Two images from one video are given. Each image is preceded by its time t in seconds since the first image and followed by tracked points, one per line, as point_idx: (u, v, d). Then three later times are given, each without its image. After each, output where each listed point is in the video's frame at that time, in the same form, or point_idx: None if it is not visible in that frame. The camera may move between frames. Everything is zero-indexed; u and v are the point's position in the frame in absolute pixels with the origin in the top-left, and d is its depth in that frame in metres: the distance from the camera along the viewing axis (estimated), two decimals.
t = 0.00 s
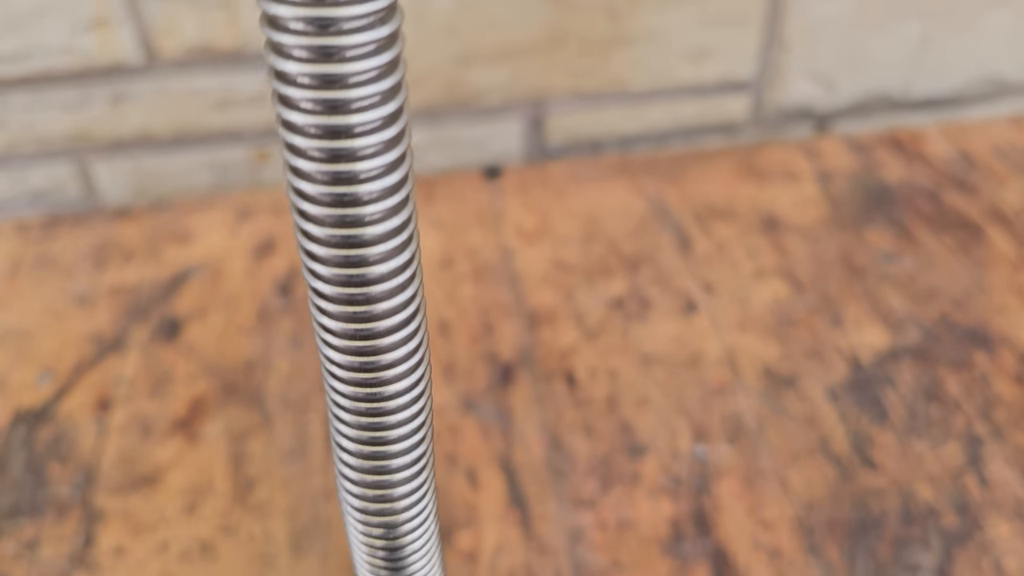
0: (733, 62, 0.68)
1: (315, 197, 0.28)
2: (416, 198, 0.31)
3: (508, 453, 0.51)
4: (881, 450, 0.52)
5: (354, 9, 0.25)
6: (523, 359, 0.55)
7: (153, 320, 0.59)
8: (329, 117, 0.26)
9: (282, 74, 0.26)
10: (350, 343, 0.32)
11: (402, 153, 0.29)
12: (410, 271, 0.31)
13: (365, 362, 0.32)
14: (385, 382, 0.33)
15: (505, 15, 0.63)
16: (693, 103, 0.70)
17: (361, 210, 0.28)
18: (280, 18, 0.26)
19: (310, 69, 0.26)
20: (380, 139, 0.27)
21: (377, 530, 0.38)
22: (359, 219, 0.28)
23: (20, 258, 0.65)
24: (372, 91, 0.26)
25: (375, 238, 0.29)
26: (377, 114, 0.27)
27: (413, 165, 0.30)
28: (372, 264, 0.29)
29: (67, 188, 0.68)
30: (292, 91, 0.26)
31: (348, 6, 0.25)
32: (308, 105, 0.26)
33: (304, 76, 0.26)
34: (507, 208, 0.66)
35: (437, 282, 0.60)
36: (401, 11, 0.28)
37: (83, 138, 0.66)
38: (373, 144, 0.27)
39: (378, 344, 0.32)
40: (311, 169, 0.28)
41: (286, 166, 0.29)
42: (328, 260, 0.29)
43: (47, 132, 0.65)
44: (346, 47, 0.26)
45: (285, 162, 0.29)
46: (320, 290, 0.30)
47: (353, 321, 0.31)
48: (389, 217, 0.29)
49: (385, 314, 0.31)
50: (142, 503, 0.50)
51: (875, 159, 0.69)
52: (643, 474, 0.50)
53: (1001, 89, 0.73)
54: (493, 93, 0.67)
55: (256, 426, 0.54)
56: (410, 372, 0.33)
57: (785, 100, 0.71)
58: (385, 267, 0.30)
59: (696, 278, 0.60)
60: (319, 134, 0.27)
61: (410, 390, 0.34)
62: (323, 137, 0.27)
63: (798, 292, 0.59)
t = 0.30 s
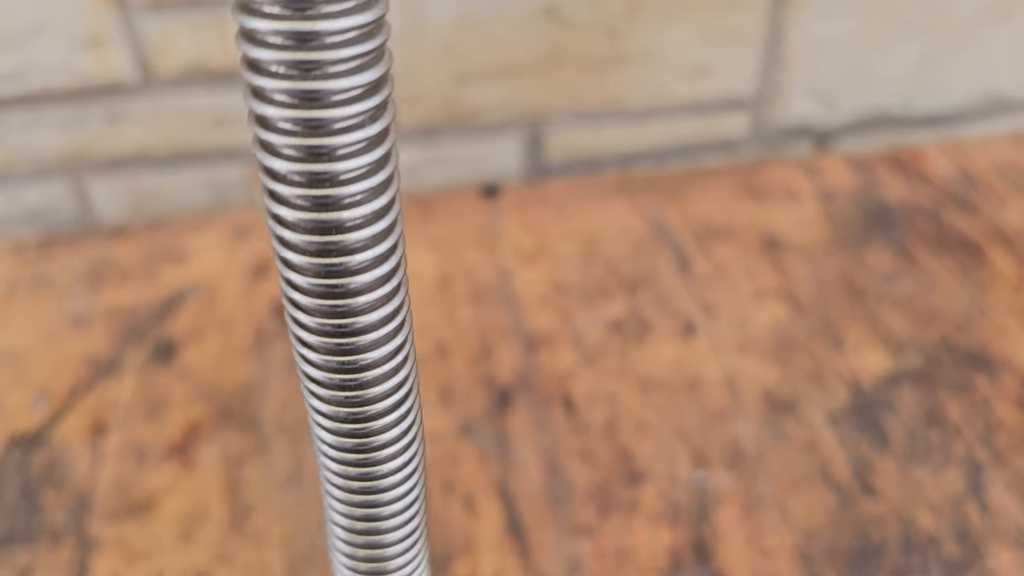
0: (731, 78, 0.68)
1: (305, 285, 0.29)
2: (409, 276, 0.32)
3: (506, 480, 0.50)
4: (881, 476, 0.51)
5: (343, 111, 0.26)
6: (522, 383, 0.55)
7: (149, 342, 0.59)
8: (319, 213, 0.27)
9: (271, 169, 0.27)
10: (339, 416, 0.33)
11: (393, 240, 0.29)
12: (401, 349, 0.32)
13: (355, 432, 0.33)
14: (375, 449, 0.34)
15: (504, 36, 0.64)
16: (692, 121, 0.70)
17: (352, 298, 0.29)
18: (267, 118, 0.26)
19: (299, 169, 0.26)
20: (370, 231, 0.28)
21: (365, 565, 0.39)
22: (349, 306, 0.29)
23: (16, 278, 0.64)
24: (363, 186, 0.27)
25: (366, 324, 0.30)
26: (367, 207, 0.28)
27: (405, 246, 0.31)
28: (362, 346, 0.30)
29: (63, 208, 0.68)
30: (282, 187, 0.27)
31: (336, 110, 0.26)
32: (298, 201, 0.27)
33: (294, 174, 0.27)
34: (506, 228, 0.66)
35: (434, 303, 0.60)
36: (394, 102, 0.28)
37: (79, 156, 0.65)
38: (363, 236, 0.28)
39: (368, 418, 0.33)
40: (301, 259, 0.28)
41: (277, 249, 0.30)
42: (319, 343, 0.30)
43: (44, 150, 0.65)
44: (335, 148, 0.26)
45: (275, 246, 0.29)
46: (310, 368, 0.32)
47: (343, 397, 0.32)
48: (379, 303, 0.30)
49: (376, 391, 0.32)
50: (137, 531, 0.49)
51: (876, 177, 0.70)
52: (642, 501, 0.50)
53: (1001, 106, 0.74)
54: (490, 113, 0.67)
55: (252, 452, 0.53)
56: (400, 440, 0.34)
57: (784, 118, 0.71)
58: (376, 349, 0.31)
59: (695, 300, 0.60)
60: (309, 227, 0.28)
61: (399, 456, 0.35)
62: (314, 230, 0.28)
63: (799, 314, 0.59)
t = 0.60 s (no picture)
0: (733, 91, 0.68)
1: (306, 350, 0.30)
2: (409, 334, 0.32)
3: (506, 499, 0.50)
4: (883, 495, 0.50)
5: (343, 179, 0.26)
6: (521, 401, 0.54)
7: (147, 359, 0.59)
8: (320, 279, 0.28)
9: (270, 236, 0.28)
10: (340, 468, 0.34)
11: (393, 304, 0.30)
12: (403, 416, 0.33)
13: (361, 503, 0.35)
14: (380, 519, 0.36)
15: (505, 48, 0.64)
16: (692, 134, 0.70)
17: (353, 362, 0.30)
18: (268, 186, 0.26)
19: (298, 236, 0.27)
20: (370, 297, 0.29)
21: None
22: (351, 371, 0.30)
23: (14, 293, 0.64)
24: (364, 252, 0.28)
25: (367, 388, 0.31)
26: (369, 272, 0.28)
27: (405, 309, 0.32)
28: (366, 414, 0.32)
29: (60, 222, 0.68)
30: (281, 253, 0.28)
31: (337, 177, 0.26)
32: (296, 267, 0.28)
33: (293, 242, 0.27)
34: (506, 242, 0.66)
35: (434, 320, 0.59)
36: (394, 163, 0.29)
37: (76, 169, 0.65)
38: (364, 302, 0.29)
39: (374, 486, 0.34)
40: (302, 325, 0.29)
41: (277, 315, 0.30)
42: (320, 406, 0.31)
43: (41, 164, 0.65)
44: (335, 214, 0.27)
45: (276, 313, 0.30)
46: (315, 437, 0.33)
47: (350, 470, 0.33)
48: (381, 366, 0.31)
49: (382, 460, 0.33)
50: (134, 551, 0.49)
51: (878, 191, 0.70)
52: (643, 520, 0.49)
53: (1002, 118, 0.74)
54: (490, 125, 0.67)
55: (251, 470, 0.53)
56: (403, 497, 0.36)
57: (785, 131, 0.71)
58: (378, 411, 0.32)
59: (696, 316, 0.60)
60: (309, 296, 0.28)
61: (401, 525, 0.37)
62: (313, 296, 0.28)
63: (800, 330, 0.59)
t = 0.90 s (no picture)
0: (733, 108, 0.69)
1: (321, 420, 0.31)
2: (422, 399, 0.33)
3: (508, 522, 0.50)
4: (883, 516, 0.50)
5: (360, 264, 0.27)
6: (521, 422, 0.54)
7: (148, 378, 0.59)
8: (333, 334, 0.28)
9: (288, 314, 0.28)
10: (349, 501, 0.33)
11: (407, 373, 0.31)
12: (415, 476, 0.34)
13: (370, 535, 0.35)
14: (390, 554, 0.36)
15: (507, 65, 0.64)
16: (694, 152, 0.71)
17: (368, 432, 0.31)
18: (282, 244, 0.27)
19: (316, 317, 0.28)
20: (386, 372, 0.30)
21: None
22: (366, 440, 0.31)
23: (16, 309, 0.64)
24: (380, 329, 0.29)
25: (382, 455, 0.32)
26: (386, 349, 0.29)
27: (418, 378, 0.32)
28: (379, 477, 0.32)
29: (61, 237, 0.68)
30: (299, 331, 0.29)
31: (354, 263, 0.27)
32: (313, 344, 0.29)
33: (311, 322, 0.28)
34: (506, 254, 0.67)
35: (435, 339, 0.60)
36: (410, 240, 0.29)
37: (77, 185, 0.66)
38: (379, 376, 0.30)
39: (387, 545, 0.35)
40: (318, 397, 0.30)
41: (293, 384, 0.31)
42: (333, 462, 0.32)
43: (42, 180, 0.65)
44: (352, 297, 0.27)
45: (293, 383, 0.31)
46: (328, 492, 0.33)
47: (363, 530, 0.34)
48: (396, 434, 0.32)
49: (395, 520, 0.34)
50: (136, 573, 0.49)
51: (880, 208, 0.70)
52: (644, 543, 0.49)
53: (1001, 135, 0.75)
54: (492, 142, 0.68)
55: (253, 491, 0.52)
56: (411, 527, 0.36)
57: (786, 149, 0.72)
58: (386, 446, 0.32)
59: (696, 335, 0.60)
60: (326, 371, 0.29)
61: (410, 557, 0.37)
62: (329, 372, 0.29)
63: (800, 350, 0.59)
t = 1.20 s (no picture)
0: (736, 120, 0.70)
1: (337, 465, 0.31)
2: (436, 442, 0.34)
3: (510, 537, 0.49)
4: (886, 531, 0.50)
5: (379, 317, 0.27)
6: (523, 435, 0.54)
7: (151, 390, 0.58)
8: (350, 383, 0.28)
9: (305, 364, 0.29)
10: (363, 539, 0.34)
11: (423, 420, 0.31)
12: (427, 514, 0.34)
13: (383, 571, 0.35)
14: None
15: (508, 77, 0.65)
16: (696, 165, 0.72)
17: (383, 476, 0.31)
18: (301, 297, 0.27)
19: (333, 367, 0.28)
20: (402, 418, 0.30)
21: None
22: (382, 484, 0.31)
23: (18, 320, 0.64)
24: (398, 378, 0.29)
25: (397, 498, 0.32)
26: (403, 397, 0.29)
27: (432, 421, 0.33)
28: (393, 517, 0.33)
29: (63, 248, 0.68)
30: (316, 380, 0.29)
31: (372, 316, 0.27)
32: (330, 392, 0.29)
33: (328, 371, 0.28)
34: (508, 267, 0.67)
35: (437, 353, 0.60)
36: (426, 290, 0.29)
37: (80, 196, 0.66)
38: (396, 423, 0.30)
39: None
40: (334, 442, 0.30)
41: (309, 427, 0.31)
42: (348, 503, 0.32)
43: (45, 190, 0.65)
44: (370, 348, 0.28)
45: (309, 426, 0.31)
46: (343, 529, 0.34)
47: (377, 568, 0.35)
48: (410, 477, 0.32)
49: (407, 555, 0.35)
50: None
51: (881, 221, 0.71)
52: (647, 558, 0.49)
53: (1004, 148, 0.75)
54: (493, 154, 0.68)
55: (257, 503, 0.52)
56: (423, 564, 0.36)
57: (786, 160, 0.73)
58: (400, 488, 0.32)
59: (699, 348, 0.60)
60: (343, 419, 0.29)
61: None
62: (346, 419, 0.29)
63: (802, 364, 0.59)
